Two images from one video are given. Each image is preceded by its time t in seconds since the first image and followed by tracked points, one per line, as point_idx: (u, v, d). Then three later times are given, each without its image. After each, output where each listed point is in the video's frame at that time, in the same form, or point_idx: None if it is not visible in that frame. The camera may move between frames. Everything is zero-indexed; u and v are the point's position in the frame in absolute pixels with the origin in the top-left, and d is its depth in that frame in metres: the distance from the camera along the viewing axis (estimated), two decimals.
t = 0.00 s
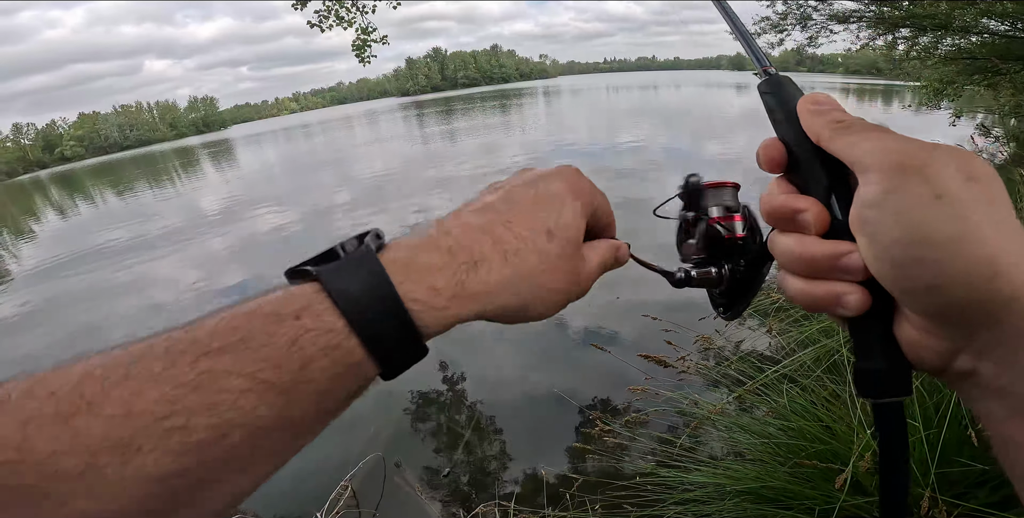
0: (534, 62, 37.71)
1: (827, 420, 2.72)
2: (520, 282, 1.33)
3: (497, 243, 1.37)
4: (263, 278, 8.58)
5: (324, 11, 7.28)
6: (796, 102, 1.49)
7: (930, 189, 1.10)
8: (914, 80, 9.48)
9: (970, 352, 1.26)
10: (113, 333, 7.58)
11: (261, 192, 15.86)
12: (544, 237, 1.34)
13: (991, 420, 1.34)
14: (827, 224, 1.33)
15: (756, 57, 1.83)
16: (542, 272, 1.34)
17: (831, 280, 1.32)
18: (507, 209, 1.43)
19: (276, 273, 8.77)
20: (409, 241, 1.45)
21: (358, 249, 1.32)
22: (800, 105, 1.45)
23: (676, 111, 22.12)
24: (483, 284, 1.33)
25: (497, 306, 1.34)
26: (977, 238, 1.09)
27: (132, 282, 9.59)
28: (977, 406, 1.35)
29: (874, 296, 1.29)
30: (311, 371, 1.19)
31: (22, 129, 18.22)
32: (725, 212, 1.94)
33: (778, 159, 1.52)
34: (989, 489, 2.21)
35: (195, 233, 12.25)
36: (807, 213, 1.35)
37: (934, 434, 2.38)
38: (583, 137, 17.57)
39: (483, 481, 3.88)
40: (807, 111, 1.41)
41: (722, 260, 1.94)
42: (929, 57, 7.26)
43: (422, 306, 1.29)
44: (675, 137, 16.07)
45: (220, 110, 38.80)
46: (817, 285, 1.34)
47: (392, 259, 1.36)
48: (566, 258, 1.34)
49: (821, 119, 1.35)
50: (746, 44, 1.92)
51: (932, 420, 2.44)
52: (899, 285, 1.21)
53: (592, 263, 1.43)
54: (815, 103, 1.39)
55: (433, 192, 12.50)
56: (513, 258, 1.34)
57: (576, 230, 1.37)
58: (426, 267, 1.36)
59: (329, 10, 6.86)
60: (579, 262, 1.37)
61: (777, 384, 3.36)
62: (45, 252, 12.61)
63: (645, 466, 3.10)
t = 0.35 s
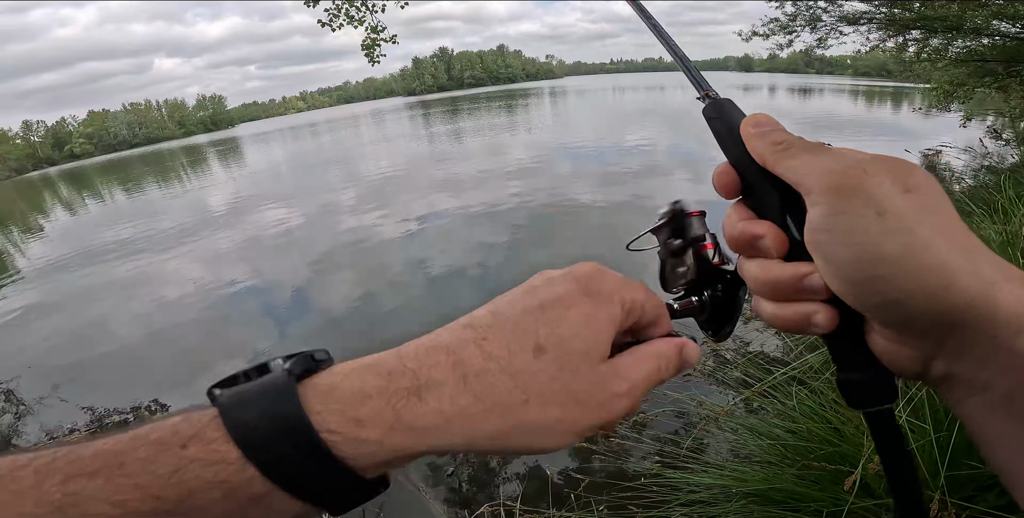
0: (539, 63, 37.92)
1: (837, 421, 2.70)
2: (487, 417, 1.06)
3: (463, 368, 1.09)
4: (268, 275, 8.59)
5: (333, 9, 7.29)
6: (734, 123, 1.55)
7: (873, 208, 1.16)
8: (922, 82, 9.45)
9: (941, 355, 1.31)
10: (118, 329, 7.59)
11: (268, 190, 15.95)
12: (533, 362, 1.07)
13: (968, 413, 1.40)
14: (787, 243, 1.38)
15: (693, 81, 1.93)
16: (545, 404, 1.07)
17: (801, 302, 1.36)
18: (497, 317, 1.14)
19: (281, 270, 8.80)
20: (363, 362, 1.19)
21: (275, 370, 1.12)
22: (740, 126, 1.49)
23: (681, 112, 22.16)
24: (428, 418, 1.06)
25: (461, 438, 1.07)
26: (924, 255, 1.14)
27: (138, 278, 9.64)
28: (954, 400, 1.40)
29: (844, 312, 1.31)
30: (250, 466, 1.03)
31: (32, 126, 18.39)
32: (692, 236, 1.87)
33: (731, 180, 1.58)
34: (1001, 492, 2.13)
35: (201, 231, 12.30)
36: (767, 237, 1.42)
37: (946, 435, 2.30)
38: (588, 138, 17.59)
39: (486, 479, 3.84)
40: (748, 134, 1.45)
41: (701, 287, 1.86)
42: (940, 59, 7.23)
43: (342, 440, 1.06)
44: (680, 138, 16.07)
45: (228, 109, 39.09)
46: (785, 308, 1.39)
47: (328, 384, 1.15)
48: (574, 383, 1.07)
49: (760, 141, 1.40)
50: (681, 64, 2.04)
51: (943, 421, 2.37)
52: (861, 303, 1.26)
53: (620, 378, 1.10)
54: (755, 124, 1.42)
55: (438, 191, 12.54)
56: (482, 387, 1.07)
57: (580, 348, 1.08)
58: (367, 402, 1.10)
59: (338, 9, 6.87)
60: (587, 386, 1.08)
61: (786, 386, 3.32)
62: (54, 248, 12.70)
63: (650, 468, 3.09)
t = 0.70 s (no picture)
0: (544, 63, 37.96)
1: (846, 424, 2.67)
2: (444, 405, 1.41)
3: (419, 361, 1.42)
4: (272, 274, 8.64)
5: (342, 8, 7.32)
6: (665, 163, 1.78)
7: (787, 224, 1.30)
8: (928, 85, 9.44)
9: (882, 359, 1.34)
10: (123, 326, 7.63)
11: (272, 189, 15.98)
12: (464, 363, 1.42)
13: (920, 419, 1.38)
14: (722, 270, 1.55)
15: (618, 120, 2.28)
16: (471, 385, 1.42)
17: (741, 321, 1.53)
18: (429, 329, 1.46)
19: (285, 269, 8.83)
20: (334, 374, 1.46)
21: (278, 390, 1.35)
22: (668, 162, 1.74)
23: (685, 113, 22.13)
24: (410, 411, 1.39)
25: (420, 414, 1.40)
26: (839, 263, 1.25)
27: (143, 276, 9.68)
28: (907, 407, 1.39)
29: (781, 327, 1.46)
30: (293, 464, 1.27)
31: (39, 123, 18.45)
32: (636, 270, 2.05)
33: (667, 214, 1.78)
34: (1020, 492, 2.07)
35: (205, 229, 12.34)
36: (702, 265, 1.61)
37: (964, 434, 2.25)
38: (592, 138, 17.61)
39: (490, 482, 3.81)
40: (675, 171, 1.70)
41: (647, 320, 2.14)
42: (948, 61, 7.22)
43: (352, 441, 1.33)
44: (684, 139, 16.06)
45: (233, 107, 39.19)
46: (730, 329, 1.55)
47: (323, 397, 1.38)
48: (490, 372, 1.43)
49: (685, 173, 1.63)
50: (613, 111, 2.37)
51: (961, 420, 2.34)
52: (795, 313, 1.39)
53: (517, 363, 1.52)
54: (679, 157, 1.68)
55: (442, 191, 12.57)
56: (433, 383, 1.41)
57: (492, 349, 1.45)
58: (359, 414, 1.36)
59: (347, 9, 6.91)
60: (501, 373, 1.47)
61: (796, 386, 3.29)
62: (59, 245, 12.75)
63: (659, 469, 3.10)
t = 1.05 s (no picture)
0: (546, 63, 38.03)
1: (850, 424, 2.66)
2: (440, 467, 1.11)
3: (413, 412, 1.15)
4: (273, 272, 8.64)
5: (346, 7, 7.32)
6: (661, 164, 1.74)
7: (783, 226, 1.28)
8: (931, 86, 9.43)
9: (876, 357, 1.34)
10: (125, 323, 7.64)
11: (274, 188, 16.02)
12: (476, 409, 1.13)
13: (916, 414, 1.38)
14: (721, 268, 1.53)
15: (613, 123, 2.26)
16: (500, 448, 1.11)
17: (741, 320, 1.49)
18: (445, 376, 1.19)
19: (286, 267, 8.83)
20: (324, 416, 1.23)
21: (236, 428, 1.19)
22: (663, 164, 1.69)
23: (687, 113, 22.17)
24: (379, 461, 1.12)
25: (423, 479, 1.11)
26: (837, 265, 1.25)
27: (145, 274, 9.69)
28: (903, 402, 1.40)
29: (781, 326, 1.44)
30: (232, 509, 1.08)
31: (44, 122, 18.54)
32: (635, 264, 2.04)
33: (664, 217, 1.75)
34: None
35: (207, 227, 12.35)
36: (701, 265, 1.58)
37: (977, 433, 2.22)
38: (593, 138, 17.64)
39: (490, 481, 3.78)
40: (670, 173, 1.65)
41: (651, 320, 2.07)
42: (952, 62, 7.22)
43: (304, 484, 1.13)
44: (685, 139, 16.07)
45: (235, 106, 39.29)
46: (730, 329, 1.51)
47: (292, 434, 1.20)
48: (516, 431, 1.11)
49: (680, 173, 1.59)
50: (606, 115, 2.35)
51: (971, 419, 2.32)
52: (793, 313, 1.38)
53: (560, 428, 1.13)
54: (674, 158, 1.64)
55: (444, 190, 12.59)
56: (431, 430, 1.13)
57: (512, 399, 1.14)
58: (325, 448, 1.16)
59: (351, 7, 6.91)
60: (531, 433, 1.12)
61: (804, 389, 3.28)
62: (62, 243, 12.80)
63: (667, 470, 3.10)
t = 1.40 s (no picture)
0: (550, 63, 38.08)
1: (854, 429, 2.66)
2: (444, 447, 1.16)
3: (416, 398, 1.22)
4: (276, 270, 8.64)
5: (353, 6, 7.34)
6: (671, 175, 1.74)
7: (789, 229, 1.30)
8: (939, 88, 9.37)
9: (879, 356, 1.34)
10: (128, 320, 7.65)
11: (278, 186, 16.08)
12: (484, 398, 1.19)
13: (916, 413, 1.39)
14: (728, 275, 1.52)
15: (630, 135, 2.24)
16: (505, 434, 1.17)
17: (745, 322, 1.48)
18: (456, 364, 1.26)
19: (289, 265, 8.85)
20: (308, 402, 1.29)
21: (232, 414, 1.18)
22: (674, 174, 1.68)
23: (691, 115, 22.15)
24: (380, 450, 1.16)
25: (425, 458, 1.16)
26: (842, 266, 1.27)
27: (149, 271, 9.73)
28: (904, 402, 1.40)
29: (787, 330, 1.44)
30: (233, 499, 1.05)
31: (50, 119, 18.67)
32: (644, 282, 1.87)
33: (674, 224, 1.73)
34: None
35: (212, 225, 12.38)
36: (708, 270, 1.56)
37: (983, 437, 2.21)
38: (597, 138, 17.63)
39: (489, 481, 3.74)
40: (680, 182, 1.64)
41: (655, 327, 1.94)
42: (960, 65, 7.20)
43: (306, 473, 1.13)
44: (689, 140, 16.05)
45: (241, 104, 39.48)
46: (734, 332, 1.50)
47: (290, 424, 1.22)
48: (524, 420, 1.19)
49: (688, 181, 1.60)
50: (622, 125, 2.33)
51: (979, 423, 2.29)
52: (798, 314, 1.39)
53: (572, 416, 1.23)
54: (685, 168, 1.63)
55: (447, 189, 12.61)
56: (444, 411, 1.19)
57: (519, 386, 1.20)
58: (325, 436, 1.19)
59: (358, 6, 6.93)
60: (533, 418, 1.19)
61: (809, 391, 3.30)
62: (67, 240, 12.88)
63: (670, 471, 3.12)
